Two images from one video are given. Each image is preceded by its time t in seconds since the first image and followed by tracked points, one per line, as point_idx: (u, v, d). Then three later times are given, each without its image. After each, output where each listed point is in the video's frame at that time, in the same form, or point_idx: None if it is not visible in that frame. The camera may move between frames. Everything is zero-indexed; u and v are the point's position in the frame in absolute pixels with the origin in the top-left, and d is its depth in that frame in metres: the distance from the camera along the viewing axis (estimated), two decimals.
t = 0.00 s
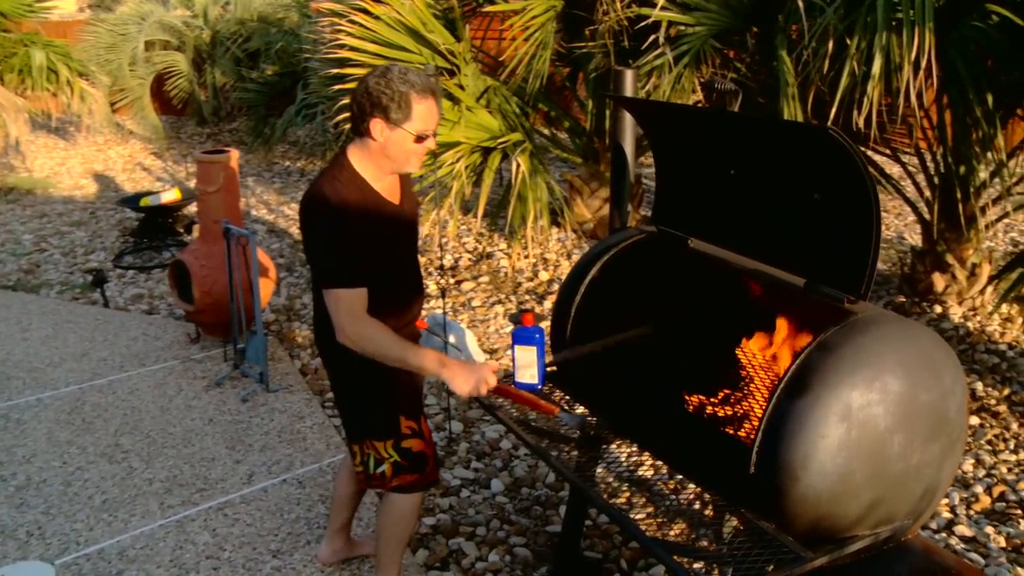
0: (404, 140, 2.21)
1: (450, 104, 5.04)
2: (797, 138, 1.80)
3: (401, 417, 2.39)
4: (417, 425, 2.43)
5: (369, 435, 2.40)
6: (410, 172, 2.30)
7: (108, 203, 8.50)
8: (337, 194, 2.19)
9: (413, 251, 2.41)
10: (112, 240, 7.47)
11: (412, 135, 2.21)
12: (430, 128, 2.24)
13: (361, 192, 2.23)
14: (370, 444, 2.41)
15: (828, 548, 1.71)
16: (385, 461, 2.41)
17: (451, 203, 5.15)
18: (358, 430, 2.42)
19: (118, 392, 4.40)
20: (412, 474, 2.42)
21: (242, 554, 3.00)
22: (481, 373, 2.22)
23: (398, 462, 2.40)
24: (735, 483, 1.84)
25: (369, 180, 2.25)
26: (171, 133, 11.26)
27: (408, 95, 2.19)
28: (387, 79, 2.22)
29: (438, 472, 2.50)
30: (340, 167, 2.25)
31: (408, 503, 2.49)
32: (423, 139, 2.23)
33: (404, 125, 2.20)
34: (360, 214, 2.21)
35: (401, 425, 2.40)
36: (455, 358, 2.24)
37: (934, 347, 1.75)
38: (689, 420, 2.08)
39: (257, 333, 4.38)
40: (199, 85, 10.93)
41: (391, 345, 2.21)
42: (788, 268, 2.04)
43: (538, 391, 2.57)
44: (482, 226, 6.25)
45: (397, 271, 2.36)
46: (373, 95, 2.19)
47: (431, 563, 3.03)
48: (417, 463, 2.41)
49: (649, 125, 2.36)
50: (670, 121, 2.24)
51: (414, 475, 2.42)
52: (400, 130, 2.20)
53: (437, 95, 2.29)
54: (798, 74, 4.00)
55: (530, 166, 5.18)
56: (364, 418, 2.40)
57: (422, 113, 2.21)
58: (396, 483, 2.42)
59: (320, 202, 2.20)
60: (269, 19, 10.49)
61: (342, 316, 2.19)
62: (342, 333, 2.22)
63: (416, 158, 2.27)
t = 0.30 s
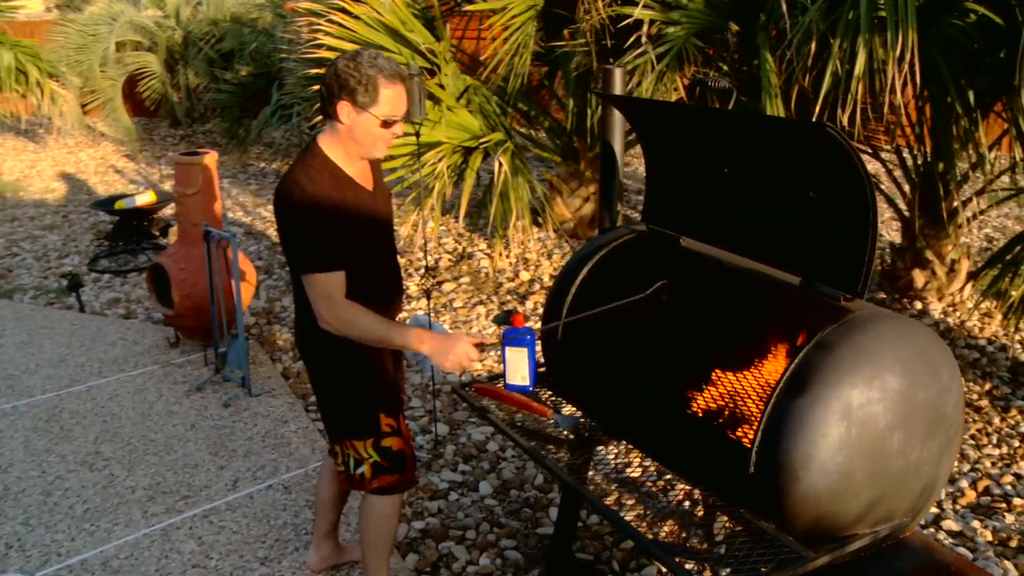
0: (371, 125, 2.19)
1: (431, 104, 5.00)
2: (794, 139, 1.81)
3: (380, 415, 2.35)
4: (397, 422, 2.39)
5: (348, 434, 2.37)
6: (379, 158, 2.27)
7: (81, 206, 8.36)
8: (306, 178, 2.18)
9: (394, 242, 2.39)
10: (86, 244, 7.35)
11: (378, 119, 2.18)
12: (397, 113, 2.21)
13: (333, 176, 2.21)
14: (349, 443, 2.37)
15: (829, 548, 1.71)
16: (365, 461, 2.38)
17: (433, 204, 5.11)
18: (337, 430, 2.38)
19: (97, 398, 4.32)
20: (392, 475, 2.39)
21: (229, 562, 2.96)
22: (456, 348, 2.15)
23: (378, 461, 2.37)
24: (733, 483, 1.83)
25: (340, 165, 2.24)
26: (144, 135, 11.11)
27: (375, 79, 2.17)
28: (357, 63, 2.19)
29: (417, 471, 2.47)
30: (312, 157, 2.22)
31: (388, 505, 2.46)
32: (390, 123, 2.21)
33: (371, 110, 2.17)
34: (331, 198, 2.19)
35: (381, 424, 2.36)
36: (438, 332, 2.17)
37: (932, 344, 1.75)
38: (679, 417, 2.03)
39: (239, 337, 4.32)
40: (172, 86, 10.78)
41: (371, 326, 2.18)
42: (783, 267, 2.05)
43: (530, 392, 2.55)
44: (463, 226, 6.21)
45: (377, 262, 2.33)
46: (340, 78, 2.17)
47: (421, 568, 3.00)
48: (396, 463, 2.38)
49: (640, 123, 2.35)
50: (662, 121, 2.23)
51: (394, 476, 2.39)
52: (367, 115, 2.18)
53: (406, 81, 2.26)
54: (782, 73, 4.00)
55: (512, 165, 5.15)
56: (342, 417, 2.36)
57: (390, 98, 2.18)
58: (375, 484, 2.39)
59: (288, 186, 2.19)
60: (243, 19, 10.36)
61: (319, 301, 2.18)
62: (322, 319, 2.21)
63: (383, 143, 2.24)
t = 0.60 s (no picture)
0: (351, 119, 2.16)
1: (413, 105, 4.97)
2: (791, 140, 1.81)
3: (364, 416, 2.33)
4: (378, 425, 2.37)
5: (330, 436, 2.33)
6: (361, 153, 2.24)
7: (55, 210, 8.23)
8: (291, 169, 2.13)
9: (380, 242, 2.35)
10: (60, 249, 7.23)
11: (358, 113, 2.15)
12: (378, 108, 2.18)
13: (317, 169, 2.18)
14: (331, 445, 2.34)
15: (831, 550, 1.71)
16: (346, 464, 2.34)
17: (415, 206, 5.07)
18: (318, 432, 2.35)
19: (77, 406, 4.25)
20: (373, 478, 2.36)
21: (218, 572, 2.92)
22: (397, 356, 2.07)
23: (359, 464, 2.34)
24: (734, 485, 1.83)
25: (323, 159, 2.20)
26: (116, 138, 10.97)
27: (355, 73, 2.14)
28: (338, 55, 2.17)
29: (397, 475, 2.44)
30: (295, 149, 2.18)
31: (371, 510, 2.42)
32: (370, 118, 2.17)
33: (350, 104, 2.14)
34: (315, 191, 2.15)
35: (365, 425, 2.33)
36: (385, 343, 2.13)
37: (929, 343, 1.76)
38: (671, 413, 2.02)
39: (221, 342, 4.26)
40: (144, 88, 10.65)
41: (320, 324, 2.13)
42: (778, 269, 2.05)
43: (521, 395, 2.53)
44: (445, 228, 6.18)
45: (359, 261, 2.29)
46: (321, 69, 2.15)
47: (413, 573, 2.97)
48: (378, 466, 2.35)
49: (632, 124, 2.34)
50: (654, 122, 2.22)
51: (374, 479, 2.35)
52: (347, 109, 2.15)
53: (390, 77, 2.25)
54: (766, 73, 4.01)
55: (495, 166, 5.13)
56: (324, 420, 2.32)
57: (370, 92, 2.15)
58: (356, 487, 2.35)
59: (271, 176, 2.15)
60: (217, 20, 10.26)
61: (275, 293, 2.13)
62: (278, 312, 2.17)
63: (365, 138, 2.20)
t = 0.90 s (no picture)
0: (356, 124, 2.12)
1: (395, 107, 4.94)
2: (790, 142, 1.81)
3: (366, 426, 2.30)
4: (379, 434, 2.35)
5: (332, 446, 2.30)
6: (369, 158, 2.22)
7: (27, 215, 8.10)
8: (304, 178, 2.12)
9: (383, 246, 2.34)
10: (34, 254, 7.12)
11: (363, 118, 2.11)
12: (386, 114, 2.13)
13: (329, 176, 2.16)
14: (333, 455, 2.31)
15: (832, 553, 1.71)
16: (347, 473, 2.32)
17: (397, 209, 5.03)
18: (318, 441, 2.32)
19: (58, 415, 4.18)
20: (373, 487, 2.34)
21: None
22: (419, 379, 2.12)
23: (361, 473, 2.32)
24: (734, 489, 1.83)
25: (333, 165, 2.19)
26: (88, 140, 10.82)
27: (361, 78, 2.09)
28: (344, 59, 2.12)
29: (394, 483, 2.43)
30: (306, 156, 2.16)
31: (366, 519, 2.41)
32: (377, 125, 2.13)
33: (355, 109, 2.11)
34: (328, 198, 2.13)
35: (367, 434, 2.31)
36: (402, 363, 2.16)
37: (928, 345, 1.77)
38: (668, 415, 2.02)
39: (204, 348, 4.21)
40: (117, 89, 10.52)
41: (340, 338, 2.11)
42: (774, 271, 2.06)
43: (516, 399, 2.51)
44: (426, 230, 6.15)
45: (370, 267, 2.28)
46: (327, 73, 2.11)
47: None
48: (378, 476, 2.34)
49: (625, 127, 2.34)
50: (649, 126, 2.22)
51: (375, 488, 2.34)
52: (352, 114, 2.11)
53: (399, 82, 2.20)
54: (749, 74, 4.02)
55: (479, 169, 5.11)
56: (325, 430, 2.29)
57: (377, 97, 2.10)
58: (356, 496, 2.34)
59: (283, 184, 2.13)
60: (190, 21, 10.15)
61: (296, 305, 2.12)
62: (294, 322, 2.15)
63: (372, 144, 2.17)
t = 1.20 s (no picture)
0: (389, 144, 2.06)
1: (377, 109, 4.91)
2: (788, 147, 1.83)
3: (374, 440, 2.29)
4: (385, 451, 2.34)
5: (341, 463, 2.27)
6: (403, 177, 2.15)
7: None
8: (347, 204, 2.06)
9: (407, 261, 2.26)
10: (7, 260, 6.99)
11: (395, 138, 2.05)
12: (419, 134, 2.07)
13: (369, 198, 2.10)
14: (340, 472, 2.28)
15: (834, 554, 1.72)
16: (353, 490, 2.30)
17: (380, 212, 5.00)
18: (323, 457, 2.28)
19: (38, 424, 4.11)
20: (378, 503, 2.33)
21: None
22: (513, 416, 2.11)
23: (368, 489, 2.31)
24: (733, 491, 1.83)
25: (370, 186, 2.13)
26: (59, 144, 10.66)
27: (395, 97, 2.02)
28: (377, 76, 2.05)
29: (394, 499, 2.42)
30: (343, 182, 2.09)
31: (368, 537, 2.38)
32: (410, 145, 2.07)
33: (387, 129, 2.05)
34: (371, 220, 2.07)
35: (374, 450, 2.30)
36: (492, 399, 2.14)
37: (925, 346, 1.78)
38: (665, 419, 2.02)
39: (187, 354, 4.16)
40: (88, 92, 10.37)
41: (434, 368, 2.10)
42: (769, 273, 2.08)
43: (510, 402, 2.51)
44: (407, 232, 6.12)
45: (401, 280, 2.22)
46: (359, 91, 2.05)
47: None
48: (383, 491, 2.33)
49: (619, 130, 2.34)
50: (642, 130, 2.23)
51: (381, 504, 2.33)
52: (385, 134, 2.05)
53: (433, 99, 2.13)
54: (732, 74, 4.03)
55: (462, 170, 5.10)
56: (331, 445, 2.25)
57: (411, 118, 2.04)
58: (362, 513, 2.31)
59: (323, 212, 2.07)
60: (163, 23, 10.05)
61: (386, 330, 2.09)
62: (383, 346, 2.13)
63: (405, 162, 2.10)
